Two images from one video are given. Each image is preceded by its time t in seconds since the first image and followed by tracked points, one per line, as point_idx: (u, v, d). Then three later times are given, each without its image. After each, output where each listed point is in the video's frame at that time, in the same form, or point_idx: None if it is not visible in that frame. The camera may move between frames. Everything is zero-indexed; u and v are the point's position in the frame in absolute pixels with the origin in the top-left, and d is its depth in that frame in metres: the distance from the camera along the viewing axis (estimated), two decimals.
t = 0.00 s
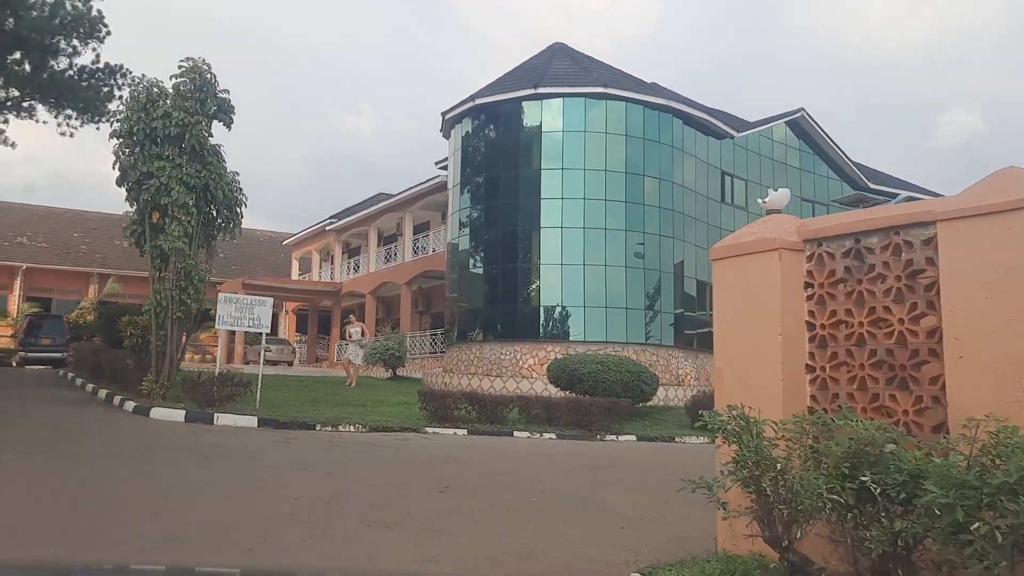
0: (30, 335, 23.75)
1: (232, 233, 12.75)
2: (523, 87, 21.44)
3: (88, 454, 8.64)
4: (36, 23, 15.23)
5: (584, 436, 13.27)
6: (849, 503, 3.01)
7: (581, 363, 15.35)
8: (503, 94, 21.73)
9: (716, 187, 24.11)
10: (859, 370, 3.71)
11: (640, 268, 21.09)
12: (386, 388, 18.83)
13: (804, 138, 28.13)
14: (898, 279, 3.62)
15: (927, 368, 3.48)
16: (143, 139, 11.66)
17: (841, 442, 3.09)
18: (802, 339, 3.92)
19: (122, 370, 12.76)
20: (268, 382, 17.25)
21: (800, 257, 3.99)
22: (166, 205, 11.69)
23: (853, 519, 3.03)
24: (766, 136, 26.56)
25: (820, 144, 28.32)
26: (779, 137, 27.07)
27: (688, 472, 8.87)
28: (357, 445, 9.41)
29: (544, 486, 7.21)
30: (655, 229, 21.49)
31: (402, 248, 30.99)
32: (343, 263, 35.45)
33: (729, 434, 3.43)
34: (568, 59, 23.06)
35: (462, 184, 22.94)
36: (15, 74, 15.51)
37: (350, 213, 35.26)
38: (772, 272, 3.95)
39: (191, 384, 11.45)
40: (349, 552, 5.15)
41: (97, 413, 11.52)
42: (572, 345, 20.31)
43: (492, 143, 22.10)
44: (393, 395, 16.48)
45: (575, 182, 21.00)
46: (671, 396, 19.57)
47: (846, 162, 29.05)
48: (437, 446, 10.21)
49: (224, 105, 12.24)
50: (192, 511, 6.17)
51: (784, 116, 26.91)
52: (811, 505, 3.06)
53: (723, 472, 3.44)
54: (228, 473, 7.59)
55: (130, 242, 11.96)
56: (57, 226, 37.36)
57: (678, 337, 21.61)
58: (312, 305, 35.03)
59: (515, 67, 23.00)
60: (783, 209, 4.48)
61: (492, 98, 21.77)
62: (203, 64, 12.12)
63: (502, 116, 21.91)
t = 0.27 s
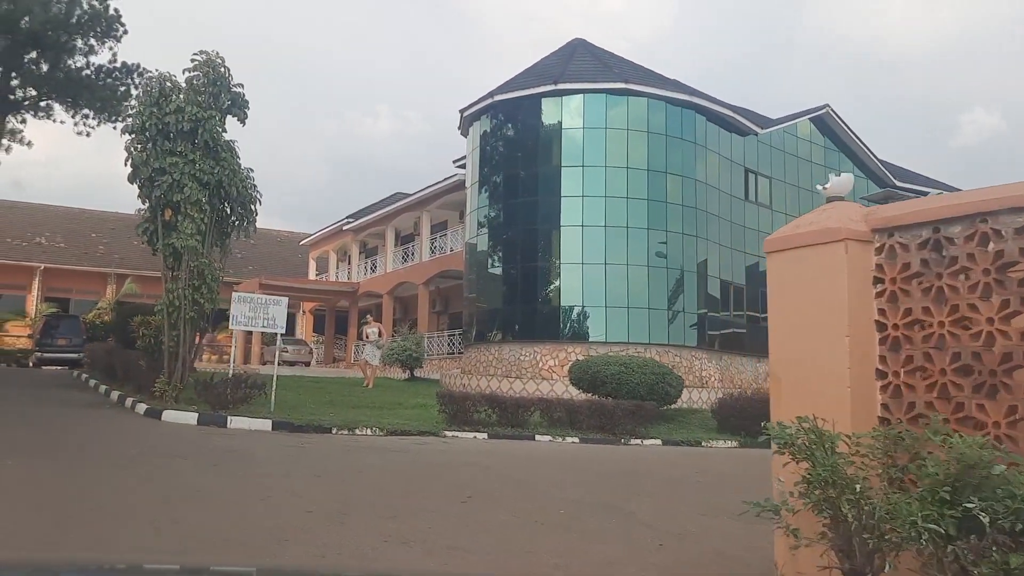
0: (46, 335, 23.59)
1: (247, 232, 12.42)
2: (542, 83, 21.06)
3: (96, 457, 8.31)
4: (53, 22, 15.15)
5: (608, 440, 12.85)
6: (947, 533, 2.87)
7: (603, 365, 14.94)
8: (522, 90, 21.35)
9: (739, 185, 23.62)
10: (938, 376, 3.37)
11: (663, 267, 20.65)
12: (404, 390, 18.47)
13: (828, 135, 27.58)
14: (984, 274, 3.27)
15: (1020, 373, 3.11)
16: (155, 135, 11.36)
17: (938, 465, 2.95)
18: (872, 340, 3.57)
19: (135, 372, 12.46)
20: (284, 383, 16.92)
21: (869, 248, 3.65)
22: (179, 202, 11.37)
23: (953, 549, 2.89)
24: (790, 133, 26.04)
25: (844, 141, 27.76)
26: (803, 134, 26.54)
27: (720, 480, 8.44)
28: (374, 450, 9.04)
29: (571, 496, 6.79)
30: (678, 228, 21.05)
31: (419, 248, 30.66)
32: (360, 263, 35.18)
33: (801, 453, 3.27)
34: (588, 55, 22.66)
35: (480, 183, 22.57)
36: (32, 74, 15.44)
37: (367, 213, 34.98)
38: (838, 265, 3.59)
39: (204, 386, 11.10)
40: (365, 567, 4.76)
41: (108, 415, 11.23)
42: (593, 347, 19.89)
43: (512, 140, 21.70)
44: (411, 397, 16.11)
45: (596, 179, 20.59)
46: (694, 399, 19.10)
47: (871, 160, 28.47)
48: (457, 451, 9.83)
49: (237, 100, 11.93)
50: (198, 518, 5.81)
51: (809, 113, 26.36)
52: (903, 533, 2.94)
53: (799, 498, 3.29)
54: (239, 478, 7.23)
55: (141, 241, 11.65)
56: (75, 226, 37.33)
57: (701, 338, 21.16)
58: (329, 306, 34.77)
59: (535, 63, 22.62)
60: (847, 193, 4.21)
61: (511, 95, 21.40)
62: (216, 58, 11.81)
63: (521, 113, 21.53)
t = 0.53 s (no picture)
0: (78, 335, 23.59)
1: (275, 230, 12.12)
2: (576, 78, 20.64)
3: (119, 460, 8.02)
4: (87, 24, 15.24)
5: (646, 445, 12.41)
6: None
7: (641, 366, 14.48)
8: (555, 86, 20.94)
9: (778, 182, 23.01)
10: None
11: (700, 266, 20.13)
12: (434, 391, 18.15)
13: (869, 131, 26.84)
14: None
15: None
16: (183, 131, 11.11)
17: None
18: (975, 341, 3.24)
19: (163, 372, 12.23)
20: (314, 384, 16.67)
21: (971, 236, 3.30)
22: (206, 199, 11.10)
23: None
24: (830, 129, 25.36)
25: (886, 137, 27.01)
26: (844, 130, 25.84)
27: (770, 491, 7.95)
28: (405, 455, 8.67)
29: (615, 507, 6.34)
30: (715, 226, 20.50)
31: (450, 248, 30.35)
32: (390, 263, 34.96)
33: (909, 475, 2.94)
34: (623, 50, 22.20)
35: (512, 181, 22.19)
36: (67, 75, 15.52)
37: (397, 213, 34.75)
38: (938, 256, 3.26)
39: (232, 387, 10.80)
40: None
41: (134, 416, 11.00)
42: (628, 348, 19.44)
43: (545, 136, 21.29)
44: (443, 399, 15.77)
45: (630, 176, 20.13)
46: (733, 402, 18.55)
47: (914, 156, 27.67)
48: (491, 457, 9.44)
49: (266, 94, 11.64)
50: (219, 525, 5.49)
51: (850, 108, 25.65)
52: None
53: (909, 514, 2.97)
54: (263, 483, 6.87)
55: (168, 239, 11.39)
56: (108, 227, 37.54)
57: (739, 339, 20.60)
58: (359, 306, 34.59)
59: (568, 58, 22.21)
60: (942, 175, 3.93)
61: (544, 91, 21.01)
62: (245, 51, 11.53)
63: (554, 109, 21.13)
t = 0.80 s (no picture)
0: (107, 335, 23.53)
1: (302, 227, 11.80)
2: (607, 73, 20.22)
3: (140, 463, 7.72)
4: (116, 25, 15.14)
5: (683, 449, 11.96)
6: None
7: (676, 368, 14.02)
8: (586, 81, 20.51)
9: (815, 178, 22.39)
10: None
11: (736, 265, 19.60)
12: (464, 393, 17.79)
13: (909, 126, 26.12)
14: None
15: None
16: (207, 125, 10.83)
17: None
18: None
19: (187, 373, 11.97)
20: (341, 386, 16.38)
21: None
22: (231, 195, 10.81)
23: None
24: (868, 124, 24.68)
25: (926, 132, 26.27)
26: (883, 125, 25.15)
27: (822, 501, 7.49)
28: (435, 460, 8.29)
29: (661, 519, 5.90)
30: (752, 223, 19.96)
31: (478, 248, 30.00)
32: (418, 263, 34.69)
33: None
34: (655, 44, 21.73)
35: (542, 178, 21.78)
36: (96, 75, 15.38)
37: (425, 212, 34.49)
38: None
39: (256, 389, 10.48)
40: None
41: (157, 417, 10.74)
42: (661, 348, 18.99)
43: (575, 132, 20.85)
44: (472, 401, 15.39)
45: (664, 173, 19.65)
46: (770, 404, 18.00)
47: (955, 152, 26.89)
48: (524, 462, 9.04)
49: (291, 88, 11.33)
50: (238, 534, 5.15)
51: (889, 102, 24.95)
52: None
53: None
54: (286, 489, 6.52)
55: (192, 236, 11.11)
56: (138, 227, 37.63)
57: (776, 340, 20.04)
58: (387, 306, 34.36)
59: (599, 53, 21.78)
60: None
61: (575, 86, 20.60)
62: (269, 43, 11.23)
63: (585, 105, 20.70)
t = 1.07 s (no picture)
0: (136, 336, 23.45)
1: (328, 224, 11.48)
2: (639, 67, 19.78)
3: (160, 464, 7.42)
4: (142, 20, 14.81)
5: (723, 453, 11.49)
6: None
7: (715, 368, 13.53)
8: (617, 75, 20.07)
9: (854, 174, 21.76)
10: None
11: (773, 262, 19.06)
12: (494, 394, 17.42)
13: (950, 119, 25.36)
14: None
15: None
16: (230, 119, 10.54)
17: None
18: None
19: (212, 374, 11.69)
20: (369, 386, 16.08)
21: None
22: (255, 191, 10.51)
23: None
24: (908, 118, 23.99)
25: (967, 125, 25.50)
26: (923, 118, 24.43)
27: (879, 512, 7.03)
28: (466, 466, 7.92)
29: (710, 533, 5.47)
30: (789, 220, 19.39)
31: (507, 247, 29.62)
32: (446, 263, 34.37)
33: None
34: (688, 36, 21.24)
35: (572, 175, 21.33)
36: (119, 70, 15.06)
37: (453, 211, 34.15)
38: None
39: (282, 390, 10.15)
40: None
41: (180, 418, 10.45)
42: (696, 349, 18.50)
43: (607, 128, 20.41)
44: (503, 402, 15.01)
45: (698, 168, 19.16)
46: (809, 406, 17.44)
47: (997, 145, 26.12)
48: (559, 467, 8.65)
49: (316, 80, 11.03)
50: (257, 544, 4.78)
51: (929, 95, 24.24)
52: None
53: None
54: (311, 491, 6.17)
55: (216, 234, 10.82)
56: (167, 228, 37.69)
57: (814, 340, 19.46)
58: (416, 307, 34.10)
59: (631, 47, 21.34)
60: None
61: (606, 81, 20.17)
62: (294, 35, 10.93)
63: (616, 100, 20.26)
